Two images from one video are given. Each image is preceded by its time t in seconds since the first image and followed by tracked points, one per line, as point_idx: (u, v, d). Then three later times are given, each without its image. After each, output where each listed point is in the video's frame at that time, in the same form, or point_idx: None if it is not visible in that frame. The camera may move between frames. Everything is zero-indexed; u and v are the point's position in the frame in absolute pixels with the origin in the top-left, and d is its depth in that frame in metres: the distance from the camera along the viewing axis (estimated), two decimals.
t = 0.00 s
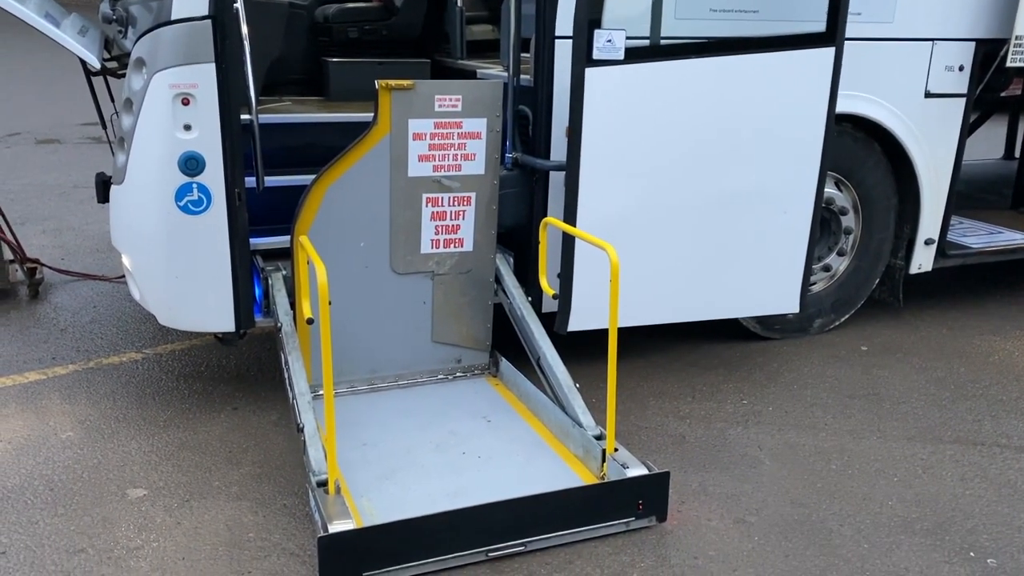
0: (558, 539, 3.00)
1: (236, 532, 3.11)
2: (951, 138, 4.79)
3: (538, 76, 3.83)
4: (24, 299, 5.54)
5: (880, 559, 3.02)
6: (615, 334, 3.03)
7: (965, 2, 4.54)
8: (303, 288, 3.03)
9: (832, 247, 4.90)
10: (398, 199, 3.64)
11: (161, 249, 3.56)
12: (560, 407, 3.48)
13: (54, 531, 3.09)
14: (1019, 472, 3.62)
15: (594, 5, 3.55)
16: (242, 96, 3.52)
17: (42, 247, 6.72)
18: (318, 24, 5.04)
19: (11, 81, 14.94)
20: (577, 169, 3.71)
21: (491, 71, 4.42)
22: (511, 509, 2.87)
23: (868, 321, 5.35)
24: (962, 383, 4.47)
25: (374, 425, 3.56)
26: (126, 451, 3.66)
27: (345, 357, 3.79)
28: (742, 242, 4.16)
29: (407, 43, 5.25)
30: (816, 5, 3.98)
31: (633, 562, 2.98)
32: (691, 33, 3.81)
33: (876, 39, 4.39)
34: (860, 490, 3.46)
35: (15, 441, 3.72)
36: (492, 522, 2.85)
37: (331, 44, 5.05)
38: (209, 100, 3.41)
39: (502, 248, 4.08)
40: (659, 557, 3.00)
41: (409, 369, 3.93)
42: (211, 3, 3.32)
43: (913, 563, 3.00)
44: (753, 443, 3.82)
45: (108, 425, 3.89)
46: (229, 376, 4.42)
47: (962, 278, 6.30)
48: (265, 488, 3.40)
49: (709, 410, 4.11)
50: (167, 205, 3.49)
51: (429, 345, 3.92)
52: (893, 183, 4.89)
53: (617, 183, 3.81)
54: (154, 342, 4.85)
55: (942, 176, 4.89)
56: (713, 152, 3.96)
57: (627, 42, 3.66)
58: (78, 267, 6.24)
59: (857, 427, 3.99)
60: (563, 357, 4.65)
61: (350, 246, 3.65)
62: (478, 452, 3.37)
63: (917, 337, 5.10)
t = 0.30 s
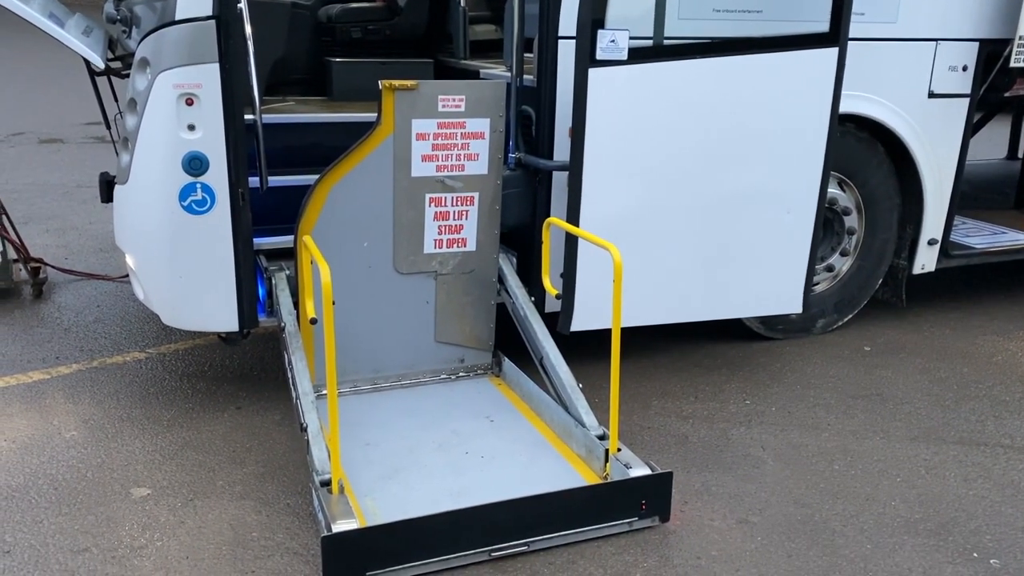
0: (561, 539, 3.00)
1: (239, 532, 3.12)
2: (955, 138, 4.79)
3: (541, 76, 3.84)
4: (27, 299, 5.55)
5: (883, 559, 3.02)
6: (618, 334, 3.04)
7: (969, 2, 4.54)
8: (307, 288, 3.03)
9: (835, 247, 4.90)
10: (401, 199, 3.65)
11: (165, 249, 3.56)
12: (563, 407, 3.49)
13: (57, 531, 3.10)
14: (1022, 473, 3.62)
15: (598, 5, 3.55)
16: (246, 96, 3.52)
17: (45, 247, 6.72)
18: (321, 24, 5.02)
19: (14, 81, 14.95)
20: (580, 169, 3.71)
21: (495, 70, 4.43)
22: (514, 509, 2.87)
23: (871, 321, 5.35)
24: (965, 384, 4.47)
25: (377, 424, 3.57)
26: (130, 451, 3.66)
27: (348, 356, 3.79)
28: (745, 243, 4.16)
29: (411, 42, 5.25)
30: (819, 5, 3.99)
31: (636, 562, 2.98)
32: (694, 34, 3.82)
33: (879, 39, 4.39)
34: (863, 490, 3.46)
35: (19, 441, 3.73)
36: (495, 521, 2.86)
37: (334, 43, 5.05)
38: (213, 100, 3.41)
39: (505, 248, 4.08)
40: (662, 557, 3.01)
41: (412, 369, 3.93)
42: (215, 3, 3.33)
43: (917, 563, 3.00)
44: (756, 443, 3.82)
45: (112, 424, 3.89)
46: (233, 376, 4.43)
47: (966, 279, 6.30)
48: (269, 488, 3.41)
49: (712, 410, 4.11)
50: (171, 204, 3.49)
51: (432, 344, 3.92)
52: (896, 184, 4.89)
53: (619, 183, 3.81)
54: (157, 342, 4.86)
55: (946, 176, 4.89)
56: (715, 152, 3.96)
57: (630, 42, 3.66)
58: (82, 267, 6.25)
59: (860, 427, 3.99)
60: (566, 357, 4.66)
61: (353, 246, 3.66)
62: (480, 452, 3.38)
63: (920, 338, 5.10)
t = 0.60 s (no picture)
0: (564, 538, 3.00)
1: (242, 531, 3.12)
2: (958, 139, 4.79)
3: (544, 75, 3.85)
4: (31, 298, 5.56)
5: (886, 560, 3.02)
6: (621, 334, 3.04)
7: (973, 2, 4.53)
8: (310, 289, 3.03)
9: (838, 248, 4.89)
10: (404, 199, 3.65)
11: (168, 249, 3.56)
12: (565, 407, 3.48)
13: (61, 530, 3.10)
14: None
15: (601, 5, 3.55)
16: (249, 96, 3.53)
17: (48, 246, 6.73)
18: (324, 23, 5.02)
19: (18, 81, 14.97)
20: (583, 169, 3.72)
21: (497, 70, 4.44)
22: (517, 509, 2.88)
23: (874, 322, 5.34)
24: (969, 384, 4.47)
25: (379, 424, 3.57)
26: (133, 450, 3.67)
27: (351, 356, 3.79)
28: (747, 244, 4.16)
29: (413, 42, 5.25)
30: (824, 6, 4.01)
31: (639, 562, 2.98)
32: (697, 33, 3.82)
33: (883, 39, 4.38)
34: (866, 490, 3.46)
35: (22, 440, 3.73)
36: (497, 522, 2.85)
37: (336, 43, 5.04)
38: (216, 100, 3.42)
39: (507, 249, 4.08)
40: (665, 557, 3.01)
41: (415, 369, 3.93)
42: (218, 3, 3.33)
43: (920, 563, 3.00)
44: (759, 443, 3.81)
45: (115, 424, 3.90)
46: (235, 375, 4.44)
47: (969, 279, 6.29)
48: (271, 487, 3.41)
49: (715, 411, 4.11)
50: (174, 204, 3.49)
51: (435, 344, 3.92)
52: (900, 185, 4.88)
53: (622, 183, 3.81)
54: (160, 341, 4.86)
55: (950, 177, 4.88)
56: (716, 153, 3.96)
57: (633, 42, 3.66)
58: (85, 266, 6.25)
59: (864, 428, 3.98)
60: (568, 357, 4.66)
61: (356, 245, 3.66)
62: (483, 451, 3.38)
63: (923, 338, 5.10)
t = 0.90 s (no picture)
0: (570, 530, 2.98)
1: (245, 531, 3.13)
2: (962, 139, 4.78)
3: (547, 77, 3.85)
4: (34, 298, 5.57)
5: (889, 561, 3.02)
6: (624, 335, 3.04)
7: (976, 3, 4.53)
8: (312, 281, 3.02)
9: (841, 248, 4.88)
10: (407, 193, 3.66)
11: (170, 250, 3.57)
12: (570, 401, 3.49)
13: (64, 530, 3.11)
14: None
15: (604, 6, 3.55)
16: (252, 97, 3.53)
17: (51, 246, 6.74)
18: (326, 24, 5.01)
19: (22, 82, 15.01)
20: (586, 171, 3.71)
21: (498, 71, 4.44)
22: (521, 501, 2.87)
23: (876, 322, 5.34)
24: (972, 385, 4.46)
25: (383, 418, 3.58)
26: (136, 450, 3.67)
27: (354, 350, 3.80)
28: (749, 242, 4.15)
29: (415, 43, 5.24)
30: (827, 5, 3.97)
31: (641, 563, 2.98)
32: (701, 35, 3.82)
33: (886, 40, 4.38)
34: (869, 491, 3.46)
35: (25, 440, 3.74)
36: (501, 514, 2.85)
37: (337, 44, 5.03)
38: (219, 102, 3.42)
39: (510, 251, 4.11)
40: (667, 558, 3.01)
41: (418, 365, 3.93)
42: (221, 5, 3.33)
43: (923, 564, 3.00)
44: (762, 444, 3.82)
45: (118, 424, 3.91)
46: (238, 376, 4.44)
47: (972, 280, 6.29)
48: (274, 488, 3.42)
49: (718, 411, 4.11)
50: (177, 206, 3.50)
51: (438, 339, 3.92)
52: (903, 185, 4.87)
53: (623, 185, 3.81)
54: (163, 341, 4.87)
55: (953, 177, 4.88)
56: (718, 151, 3.95)
57: (636, 43, 3.66)
58: (88, 266, 6.27)
59: (867, 429, 3.98)
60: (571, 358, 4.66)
61: (359, 240, 3.66)
62: (487, 445, 3.38)
63: (926, 339, 5.09)
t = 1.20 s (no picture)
0: (575, 519, 2.95)
1: (248, 531, 3.13)
2: (965, 139, 4.77)
3: (549, 78, 3.85)
4: (37, 298, 5.58)
5: (892, 562, 3.01)
6: (630, 335, 3.00)
7: (979, 4, 4.52)
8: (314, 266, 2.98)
9: (843, 249, 4.87)
10: (411, 181, 3.65)
11: (172, 250, 3.57)
12: (574, 391, 3.49)
13: (66, 530, 3.12)
14: None
15: (607, 6, 3.55)
16: (254, 97, 3.53)
17: (54, 246, 6.75)
18: (329, 24, 5.07)
19: (25, 82, 15.04)
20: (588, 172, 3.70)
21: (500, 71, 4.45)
22: (527, 488, 2.84)
23: (879, 323, 5.33)
24: (975, 386, 4.45)
25: (387, 408, 3.58)
26: (138, 450, 3.67)
27: (357, 340, 3.80)
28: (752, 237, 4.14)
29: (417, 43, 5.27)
30: (830, 6, 3.97)
31: (643, 564, 2.98)
32: (704, 35, 3.82)
33: (888, 41, 4.38)
34: (872, 492, 3.46)
35: (28, 440, 3.75)
36: (506, 501, 2.82)
37: (340, 44, 5.09)
38: (222, 102, 3.42)
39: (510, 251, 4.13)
40: (670, 559, 3.00)
41: (422, 355, 3.94)
42: (224, 5, 3.34)
43: (926, 566, 3.00)
44: (765, 445, 3.81)
45: (120, 424, 3.91)
46: (241, 375, 4.45)
47: (975, 280, 6.28)
48: (277, 488, 3.42)
49: (720, 412, 4.11)
50: (179, 206, 3.50)
51: (442, 330, 3.93)
52: (906, 187, 4.87)
53: (625, 184, 3.81)
54: (166, 341, 4.88)
55: (956, 177, 4.87)
56: (721, 147, 3.94)
57: (639, 44, 3.66)
58: (91, 266, 6.28)
59: (870, 430, 3.97)
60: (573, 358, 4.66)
61: (363, 228, 3.66)
62: (491, 435, 3.38)
63: (929, 339, 5.09)
